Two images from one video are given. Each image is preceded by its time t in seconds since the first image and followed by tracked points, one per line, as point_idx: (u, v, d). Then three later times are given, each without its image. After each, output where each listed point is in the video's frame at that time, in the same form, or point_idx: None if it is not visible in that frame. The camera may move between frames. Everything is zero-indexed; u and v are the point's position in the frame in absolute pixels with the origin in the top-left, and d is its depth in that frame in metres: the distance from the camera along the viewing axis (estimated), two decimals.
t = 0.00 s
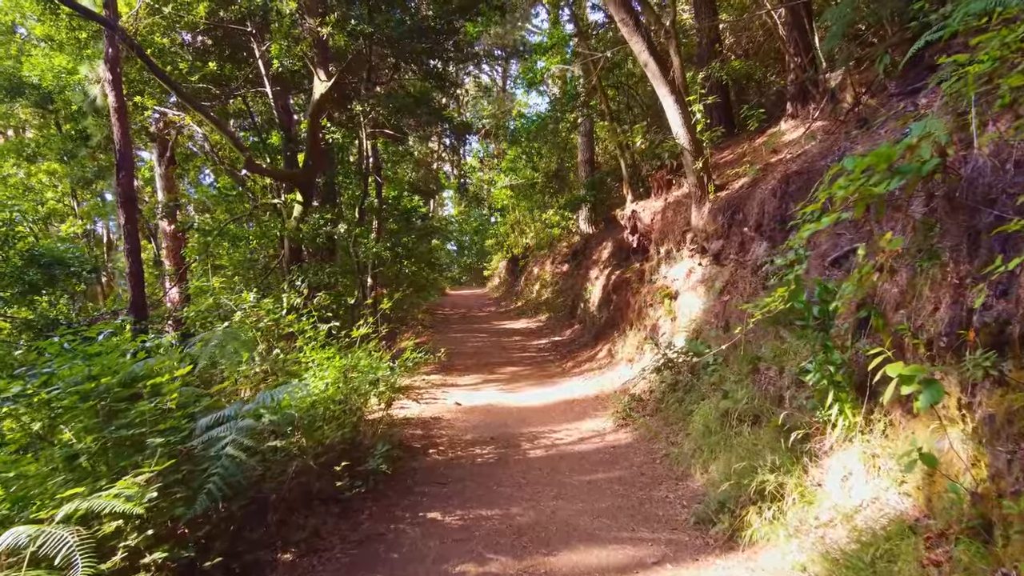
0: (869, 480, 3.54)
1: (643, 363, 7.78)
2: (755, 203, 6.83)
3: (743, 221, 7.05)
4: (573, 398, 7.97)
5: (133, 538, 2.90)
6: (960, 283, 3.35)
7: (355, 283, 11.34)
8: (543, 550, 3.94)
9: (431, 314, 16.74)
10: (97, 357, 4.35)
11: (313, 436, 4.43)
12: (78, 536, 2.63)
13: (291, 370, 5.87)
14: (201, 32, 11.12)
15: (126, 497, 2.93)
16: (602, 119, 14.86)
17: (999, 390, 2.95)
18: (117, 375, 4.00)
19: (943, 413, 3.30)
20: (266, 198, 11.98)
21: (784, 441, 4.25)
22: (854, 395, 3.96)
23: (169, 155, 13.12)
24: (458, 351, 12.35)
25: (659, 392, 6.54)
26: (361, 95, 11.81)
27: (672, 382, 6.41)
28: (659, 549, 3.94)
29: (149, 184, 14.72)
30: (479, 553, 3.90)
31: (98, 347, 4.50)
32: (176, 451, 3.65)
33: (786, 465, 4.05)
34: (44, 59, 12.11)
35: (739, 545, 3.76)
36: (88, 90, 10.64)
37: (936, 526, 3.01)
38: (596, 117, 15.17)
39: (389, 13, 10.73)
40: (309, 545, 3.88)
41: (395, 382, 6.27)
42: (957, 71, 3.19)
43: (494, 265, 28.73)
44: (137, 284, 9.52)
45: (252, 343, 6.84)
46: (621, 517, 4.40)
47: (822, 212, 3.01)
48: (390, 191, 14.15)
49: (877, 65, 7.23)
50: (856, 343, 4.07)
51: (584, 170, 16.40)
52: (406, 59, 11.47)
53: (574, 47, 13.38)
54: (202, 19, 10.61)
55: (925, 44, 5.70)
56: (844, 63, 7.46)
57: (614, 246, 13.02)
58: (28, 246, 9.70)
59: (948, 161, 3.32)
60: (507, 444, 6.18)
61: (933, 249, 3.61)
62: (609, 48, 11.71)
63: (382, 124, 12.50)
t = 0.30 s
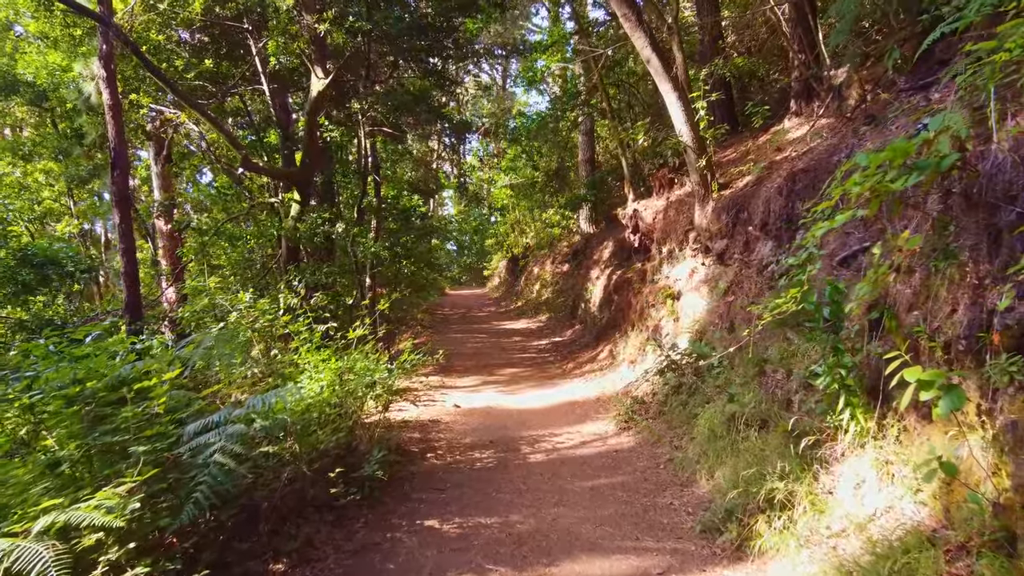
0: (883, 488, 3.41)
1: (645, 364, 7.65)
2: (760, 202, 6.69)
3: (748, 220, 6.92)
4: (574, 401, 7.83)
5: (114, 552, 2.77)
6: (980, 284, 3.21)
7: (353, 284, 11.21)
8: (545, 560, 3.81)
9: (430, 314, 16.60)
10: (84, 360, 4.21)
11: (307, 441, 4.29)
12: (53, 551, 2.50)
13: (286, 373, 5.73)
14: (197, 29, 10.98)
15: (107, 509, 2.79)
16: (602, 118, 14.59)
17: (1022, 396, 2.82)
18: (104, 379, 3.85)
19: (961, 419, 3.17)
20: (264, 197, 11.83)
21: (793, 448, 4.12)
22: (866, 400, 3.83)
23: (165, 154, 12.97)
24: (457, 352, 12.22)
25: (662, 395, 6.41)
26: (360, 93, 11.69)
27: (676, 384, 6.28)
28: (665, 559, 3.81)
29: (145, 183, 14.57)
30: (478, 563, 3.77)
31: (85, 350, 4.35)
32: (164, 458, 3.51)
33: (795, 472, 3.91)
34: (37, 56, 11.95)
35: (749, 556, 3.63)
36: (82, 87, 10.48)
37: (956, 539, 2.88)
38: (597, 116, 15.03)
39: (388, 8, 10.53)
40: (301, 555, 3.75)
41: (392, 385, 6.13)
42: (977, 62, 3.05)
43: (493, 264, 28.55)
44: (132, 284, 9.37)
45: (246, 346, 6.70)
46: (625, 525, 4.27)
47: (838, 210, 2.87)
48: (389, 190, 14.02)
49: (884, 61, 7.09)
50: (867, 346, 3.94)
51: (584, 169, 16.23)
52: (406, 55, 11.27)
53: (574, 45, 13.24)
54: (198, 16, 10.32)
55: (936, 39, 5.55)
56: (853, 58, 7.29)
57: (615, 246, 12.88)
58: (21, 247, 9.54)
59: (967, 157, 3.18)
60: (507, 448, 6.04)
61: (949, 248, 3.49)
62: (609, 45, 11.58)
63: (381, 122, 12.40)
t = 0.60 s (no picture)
0: (896, 497, 3.27)
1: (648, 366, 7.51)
2: (764, 201, 6.57)
3: (753, 219, 6.79)
4: (575, 403, 7.69)
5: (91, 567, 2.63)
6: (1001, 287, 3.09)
7: (351, 284, 11.08)
8: (546, 571, 3.67)
9: (429, 315, 16.47)
10: (69, 363, 4.06)
11: (300, 447, 4.16)
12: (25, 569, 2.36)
13: (281, 375, 5.59)
14: (193, 27, 10.84)
15: (86, 521, 2.67)
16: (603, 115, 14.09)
17: None
18: (89, 383, 3.71)
19: (980, 425, 3.03)
20: (260, 197, 11.69)
21: (802, 454, 3.98)
22: (878, 404, 3.69)
23: (161, 153, 12.86)
24: (456, 353, 12.07)
25: (665, 397, 6.28)
26: (359, 91, 11.55)
27: (679, 386, 6.14)
28: (670, 570, 3.67)
29: (141, 183, 14.41)
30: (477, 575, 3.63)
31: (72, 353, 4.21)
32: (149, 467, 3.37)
33: (805, 479, 3.78)
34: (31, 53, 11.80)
35: (758, 568, 3.50)
36: (76, 85, 10.32)
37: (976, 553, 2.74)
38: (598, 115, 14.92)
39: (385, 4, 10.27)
40: (293, 565, 3.62)
41: (390, 388, 5.99)
42: (1000, 53, 2.91)
43: (493, 264, 28.38)
44: (127, 285, 9.22)
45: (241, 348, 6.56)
46: (628, 534, 4.14)
47: (855, 206, 2.73)
48: (388, 189, 13.88)
49: (891, 57, 6.97)
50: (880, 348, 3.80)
51: (585, 168, 16.08)
52: (405, 53, 11.13)
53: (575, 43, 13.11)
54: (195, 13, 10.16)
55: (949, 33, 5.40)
56: (861, 54, 7.07)
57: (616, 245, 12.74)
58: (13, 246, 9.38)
59: (987, 153, 3.05)
60: (506, 452, 5.91)
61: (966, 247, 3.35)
62: (610, 42, 11.46)
63: (381, 121, 12.29)
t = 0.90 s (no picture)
0: (911, 507, 3.12)
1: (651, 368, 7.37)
2: (770, 200, 6.44)
3: (758, 218, 6.66)
4: (576, 405, 7.56)
5: None
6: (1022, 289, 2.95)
7: (349, 284, 10.94)
8: None
9: (428, 315, 16.33)
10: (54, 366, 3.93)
11: (293, 453, 4.03)
12: None
13: (275, 378, 5.45)
14: (189, 24, 10.69)
15: (62, 536, 2.54)
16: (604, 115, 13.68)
17: None
18: (73, 387, 3.57)
19: (1002, 433, 2.89)
20: (257, 196, 11.55)
21: (812, 460, 3.84)
22: (892, 410, 3.55)
23: (157, 151, 12.73)
24: (456, 354, 11.94)
25: (668, 400, 6.14)
26: (357, 89, 11.38)
27: (683, 389, 6.01)
28: None
29: (137, 182, 14.28)
30: None
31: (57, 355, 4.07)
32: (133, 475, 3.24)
33: (815, 487, 3.64)
34: (25, 50, 11.66)
35: None
36: (70, 83, 10.19)
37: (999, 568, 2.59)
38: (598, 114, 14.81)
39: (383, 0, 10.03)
40: None
41: (387, 390, 5.85)
42: None
43: (493, 264, 28.22)
44: (121, 285, 9.09)
45: (236, 349, 6.43)
46: (632, 543, 4.00)
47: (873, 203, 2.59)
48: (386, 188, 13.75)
49: (899, 53, 6.82)
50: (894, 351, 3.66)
51: (585, 167, 15.94)
52: (403, 51, 10.93)
53: (575, 42, 12.92)
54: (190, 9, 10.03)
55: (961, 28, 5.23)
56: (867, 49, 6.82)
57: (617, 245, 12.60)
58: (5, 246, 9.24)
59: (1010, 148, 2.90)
60: (506, 457, 5.77)
61: (983, 246, 3.22)
62: (611, 39, 11.22)
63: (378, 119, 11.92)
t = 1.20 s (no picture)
0: (929, 517, 2.97)
1: (654, 370, 7.23)
2: (776, 198, 6.31)
3: (763, 217, 6.52)
4: (577, 408, 7.42)
5: None
6: None
7: (347, 284, 10.82)
8: None
9: (427, 315, 16.20)
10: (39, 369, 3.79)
11: (286, 460, 3.89)
12: None
13: (269, 381, 5.32)
14: (185, 21, 10.57)
15: (35, 552, 2.40)
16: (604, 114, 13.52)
17: None
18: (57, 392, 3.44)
19: None
20: (253, 195, 11.40)
21: (823, 467, 3.70)
22: (906, 415, 3.41)
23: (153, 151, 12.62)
24: (455, 355, 11.81)
25: (671, 403, 6.01)
26: (355, 87, 11.22)
27: (687, 392, 5.87)
28: None
29: (133, 181, 14.13)
30: None
31: (42, 358, 3.93)
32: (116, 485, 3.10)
33: (827, 496, 3.50)
34: (19, 48, 11.52)
35: None
36: (64, 80, 10.04)
37: None
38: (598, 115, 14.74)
39: None
40: None
41: (384, 393, 5.72)
42: None
43: (493, 264, 28.08)
44: (115, 285, 8.94)
45: (230, 351, 6.29)
46: (636, 553, 3.87)
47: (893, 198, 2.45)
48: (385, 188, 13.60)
49: (907, 49, 6.69)
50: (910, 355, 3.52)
51: (585, 166, 15.81)
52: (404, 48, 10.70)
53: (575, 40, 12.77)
54: (186, 6, 9.88)
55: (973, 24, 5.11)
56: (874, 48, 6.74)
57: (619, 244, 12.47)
58: None
59: None
60: (506, 461, 5.63)
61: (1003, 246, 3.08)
62: (612, 36, 11.06)
63: (377, 116, 11.96)
